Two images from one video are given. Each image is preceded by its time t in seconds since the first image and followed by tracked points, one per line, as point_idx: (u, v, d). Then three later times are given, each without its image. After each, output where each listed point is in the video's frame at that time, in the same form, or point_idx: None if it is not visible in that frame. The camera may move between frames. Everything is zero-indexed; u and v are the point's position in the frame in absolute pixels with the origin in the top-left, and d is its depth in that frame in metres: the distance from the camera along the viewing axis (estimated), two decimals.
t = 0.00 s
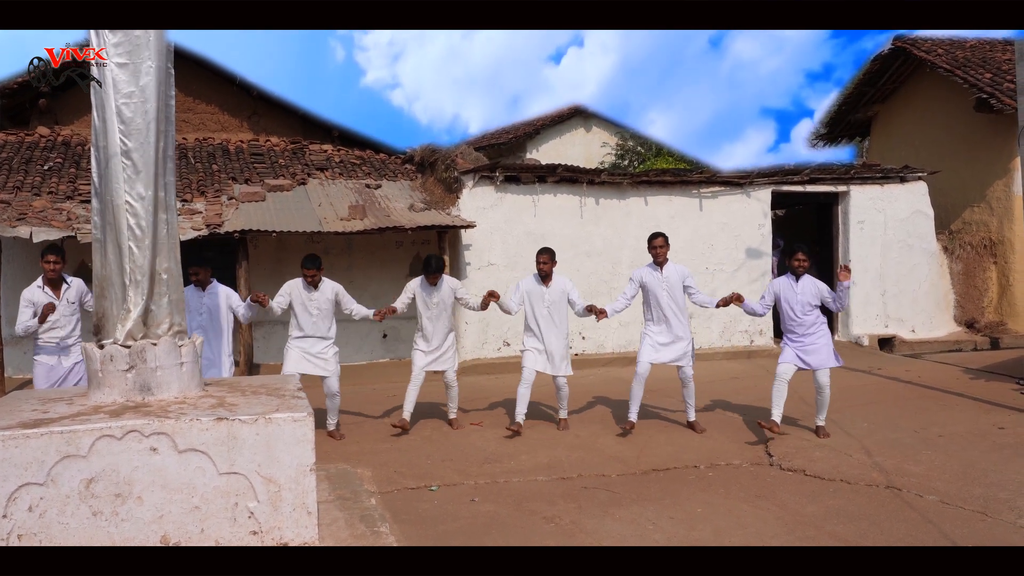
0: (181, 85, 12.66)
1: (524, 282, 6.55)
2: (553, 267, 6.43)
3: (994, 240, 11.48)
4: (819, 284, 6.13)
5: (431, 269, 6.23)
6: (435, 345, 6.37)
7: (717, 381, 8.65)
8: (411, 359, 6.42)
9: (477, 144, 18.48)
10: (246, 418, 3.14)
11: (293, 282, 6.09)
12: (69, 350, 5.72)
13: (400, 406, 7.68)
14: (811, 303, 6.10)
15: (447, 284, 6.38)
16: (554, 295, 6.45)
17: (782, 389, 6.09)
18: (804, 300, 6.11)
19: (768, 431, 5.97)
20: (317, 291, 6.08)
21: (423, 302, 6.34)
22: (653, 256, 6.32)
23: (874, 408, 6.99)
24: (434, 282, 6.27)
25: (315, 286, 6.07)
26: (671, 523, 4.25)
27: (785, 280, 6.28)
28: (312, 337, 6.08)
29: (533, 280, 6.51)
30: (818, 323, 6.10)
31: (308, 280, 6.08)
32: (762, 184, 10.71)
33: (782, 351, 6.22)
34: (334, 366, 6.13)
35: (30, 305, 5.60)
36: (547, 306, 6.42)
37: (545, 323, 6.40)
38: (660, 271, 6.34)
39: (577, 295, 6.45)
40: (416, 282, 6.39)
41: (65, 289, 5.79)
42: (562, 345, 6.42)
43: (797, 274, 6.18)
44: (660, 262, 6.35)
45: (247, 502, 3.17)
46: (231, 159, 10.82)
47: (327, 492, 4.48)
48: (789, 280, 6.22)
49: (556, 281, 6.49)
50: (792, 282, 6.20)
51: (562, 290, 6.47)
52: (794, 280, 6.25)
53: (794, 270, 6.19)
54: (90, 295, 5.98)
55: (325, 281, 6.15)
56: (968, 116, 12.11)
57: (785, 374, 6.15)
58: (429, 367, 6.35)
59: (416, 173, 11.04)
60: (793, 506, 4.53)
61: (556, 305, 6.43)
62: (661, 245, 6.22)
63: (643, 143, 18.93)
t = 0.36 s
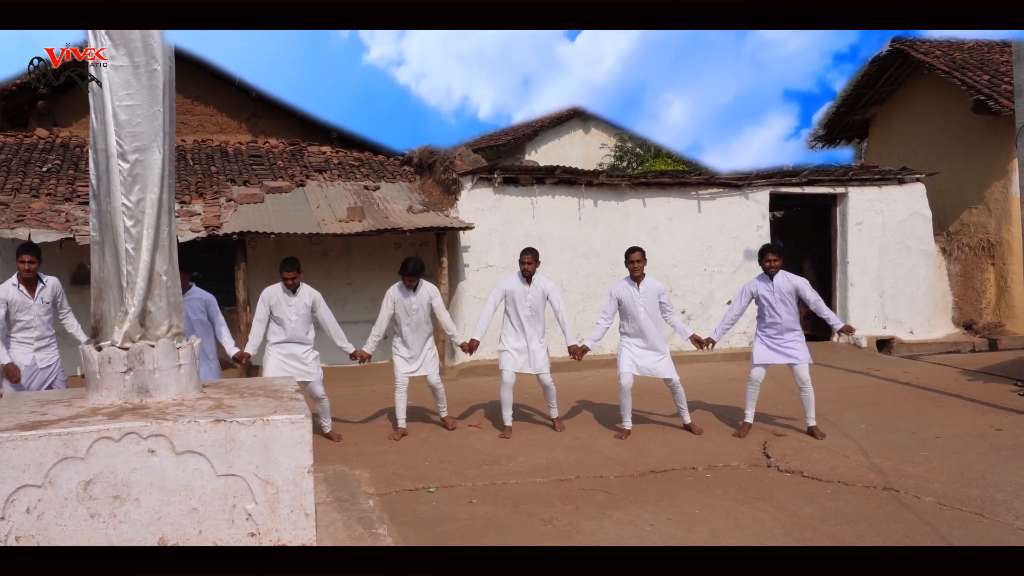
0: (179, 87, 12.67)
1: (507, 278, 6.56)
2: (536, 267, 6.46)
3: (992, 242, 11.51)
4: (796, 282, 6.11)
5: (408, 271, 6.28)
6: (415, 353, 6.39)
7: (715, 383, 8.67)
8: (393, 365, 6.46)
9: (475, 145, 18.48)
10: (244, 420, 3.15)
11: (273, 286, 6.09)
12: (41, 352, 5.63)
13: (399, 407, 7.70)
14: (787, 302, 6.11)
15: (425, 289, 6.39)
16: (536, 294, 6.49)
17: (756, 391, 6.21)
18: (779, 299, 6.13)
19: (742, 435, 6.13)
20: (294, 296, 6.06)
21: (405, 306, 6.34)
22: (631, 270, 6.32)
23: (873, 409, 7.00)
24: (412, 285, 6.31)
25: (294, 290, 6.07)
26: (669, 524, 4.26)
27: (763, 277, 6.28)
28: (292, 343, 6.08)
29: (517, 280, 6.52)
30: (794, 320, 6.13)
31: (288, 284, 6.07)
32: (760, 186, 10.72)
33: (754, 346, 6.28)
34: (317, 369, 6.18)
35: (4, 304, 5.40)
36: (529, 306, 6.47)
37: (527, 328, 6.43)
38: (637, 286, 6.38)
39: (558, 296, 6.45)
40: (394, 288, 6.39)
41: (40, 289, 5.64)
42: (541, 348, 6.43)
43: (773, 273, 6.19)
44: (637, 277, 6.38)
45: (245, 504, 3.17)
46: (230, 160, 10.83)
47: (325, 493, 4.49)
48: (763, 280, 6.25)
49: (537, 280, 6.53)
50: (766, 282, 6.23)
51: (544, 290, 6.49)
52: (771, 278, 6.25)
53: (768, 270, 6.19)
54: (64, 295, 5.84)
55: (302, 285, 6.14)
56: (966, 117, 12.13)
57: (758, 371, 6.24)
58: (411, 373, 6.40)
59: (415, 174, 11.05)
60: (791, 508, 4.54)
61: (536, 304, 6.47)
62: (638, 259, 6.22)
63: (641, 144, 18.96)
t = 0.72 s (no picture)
0: (178, 88, 12.67)
1: (489, 292, 6.52)
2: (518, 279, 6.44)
3: (990, 244, 11.53)
4: (771, 293, 6.15)
5: (388, 268, 6.26)
6: (400, 356, 6.36)
7: (714, 384, 8.67)
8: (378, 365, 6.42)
9: (475, 147, 18.49)
10: (242, 421, 3.15)
11: (255, 290, 6.08)
12: (16, 361, 5.66)
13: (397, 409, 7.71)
14: (763, 313, 6.14)
15: (408, 287, 6.41)
16: (518, 307, 6.45)
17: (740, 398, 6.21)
18: (755, 310, 6.16)
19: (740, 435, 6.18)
20: (276, 301, 6.07)
21: (387, 304, 6.33)
22: (614, 264, 6.34)
23: (871, 411, 7.00)
24: (394, 282, 6.30)
25: (276, 295, 6.08)
26: (666, 526, 4.26)
27: (741, 288, 6.30)
28: (275, 348, 6.09)
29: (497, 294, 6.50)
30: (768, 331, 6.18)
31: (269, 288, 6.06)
32: (759, 188, 10.73)
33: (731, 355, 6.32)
34: (298, 374, 6.21)
35: None
36: (511, 321, 6.42)
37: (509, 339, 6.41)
38: (620, 279, 6.42)
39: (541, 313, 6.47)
40: (376, 288, 6.43)
41: (13, 304, 5.60)
42: (523, 357, 6.47)
43: (749, 285, 6.19)
44: (619, 270, 6.43)
45: (243, 505, 3.17)
46: (229, 162, 10.84)
47: (323, 494, 4.49)
48: (739, 291, 6.29)
49: (518, 296, 6.50)
50: (742, 293, 6.27)
51: (526, 306, 6.47)
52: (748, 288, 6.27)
53: (745, 283, 6.18)
54: (39, 307, 5.80)
55: (283, 290, 6.15)
56: (965, 119, 12.15)
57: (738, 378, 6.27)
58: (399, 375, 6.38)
59: (414, 176, 11.06)
60: (789, 509, 4.55)
61: (518, 320, 6.42)
62: (622, 254, 6.23)
63: (640, 146, 18.98)
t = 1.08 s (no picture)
0: (176, 90, 12.67)
1: (474, 279, 6.59)
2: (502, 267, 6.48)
3: (988, 245, 11.55)
4: (756, 277, 6.30)
5: (374, 262, 6.28)
6: (385, 352, 6.35)
7: (711, 386, 8.68)
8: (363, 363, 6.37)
9: (473, 148, 18.49)
10: (239, 422, 3.16)
11: (239, 285, 6.12)
12: None
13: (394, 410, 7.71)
14: (750, 296, 6.26)
15: (392, 284, 6.42)
16: (501, 296, 6.51)
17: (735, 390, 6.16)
18: (743, 294, 6.26)
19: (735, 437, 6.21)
20: (262, 293, 6.11)
21: (371, 301, 6.33)
22: (602, 264, 6.35)
23: (868, 412, 7.01)
24: (378, 278, 6.30)
25: (261, 287, 6.12)
26: (663, 527, 4.27)
27: (724, 274, 6.38)
28: (262, 340, 6.08)
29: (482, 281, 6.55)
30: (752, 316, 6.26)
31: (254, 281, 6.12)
32: (757, 189, 10.75)
33: (721, 347, 6.29)
34: (281, 369, 6.20)
35: None
36: (495, 303, 6.50)
37: (494, 325, 6.45)
38: (607, 278, 6.43)
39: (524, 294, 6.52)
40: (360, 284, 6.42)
41: None
42: (509, 344, 6.47)
43: (734, 270, 6.28)
44: (607, 270, 6.43)
45: (241, 506, 3.18)
46: (228, 163, 10.84)
47: (320, 496, 4.49)
48: (724, 275, 6.37)
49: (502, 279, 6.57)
50: (727, 277, 6.35)
51: (511, 286, 6.55)
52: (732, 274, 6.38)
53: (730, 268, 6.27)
54: (19, 293, 5.88)
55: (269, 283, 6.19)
56: (963, 120, 12.17)
57: (731, 371, 6.22)
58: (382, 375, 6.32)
59: (412, 177, 11.07)
60: (786, 510, 4.55)
61: (502, 301, 6.51)
62: (610, 254, 6.24)
63: (639, 147, 19.00)
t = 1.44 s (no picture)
0: (176, 91, 12.69)
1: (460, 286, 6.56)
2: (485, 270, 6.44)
3: (986, 246, 11.55)
4: (744, 285, 6.35)
5: (363, 266, 6.26)
6: (370, 354, 6.37)
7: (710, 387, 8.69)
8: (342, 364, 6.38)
9: (473, 149, 18.50)
10: (237, 423, 3.17)
11: (228, 286, 6.11)
12: None
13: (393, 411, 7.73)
14: (736, 301, 6.29)
15: (381, 291, 6.40)
16: (486, 300, 6.52)
17: (722, 395, 6.21)
18: (731, 298, 6.29)
19: (722, 439, 6.05)
20: (252, 294, 6.12)
21: (359, 308, 6.31)
22: (589, 269, 6.37)
23: (866, 413, 7.02)
24: (367, 283, 6.29)
25: (252, 289, 6.14)
26: (661, 528, 4.28)
27: (711, 281, 6.42)
28: (250, 343, 6.09)
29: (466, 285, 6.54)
30: (740, 322, 6.28)
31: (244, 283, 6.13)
32: (755, 190, 10.76)
33: (710, 352, 6.29)
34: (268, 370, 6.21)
35: None
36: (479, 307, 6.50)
37: (479, 327, 6.47)
38: (592, 283, 6.41)
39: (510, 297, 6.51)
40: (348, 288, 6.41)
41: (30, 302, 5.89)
42: (496, 348, 6.50)
43: (721, 277, 6.34)
44: (592, 274, 6.42)
45: (238, 507, 3.19)
46: (227, 164, 10.85)
47: (318, 497, 4.50)
48: (713, 283, 6.38)
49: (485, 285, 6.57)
50: (716, 284, 6.36)
51: (494, 292, 6.53)
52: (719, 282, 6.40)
53: (717, 275, 6.31)
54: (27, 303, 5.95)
55: (259, 284, 6.20)
56: (961, 122, 12.19)
57: (720, 374, 6.21)
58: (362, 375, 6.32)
59: (411, 179, 11.08)
60: (783, 511, 4.56)
61: (486, 307, 6.50)
62: (598, 259, 6.27)
63: (638, 148, 19.02)
